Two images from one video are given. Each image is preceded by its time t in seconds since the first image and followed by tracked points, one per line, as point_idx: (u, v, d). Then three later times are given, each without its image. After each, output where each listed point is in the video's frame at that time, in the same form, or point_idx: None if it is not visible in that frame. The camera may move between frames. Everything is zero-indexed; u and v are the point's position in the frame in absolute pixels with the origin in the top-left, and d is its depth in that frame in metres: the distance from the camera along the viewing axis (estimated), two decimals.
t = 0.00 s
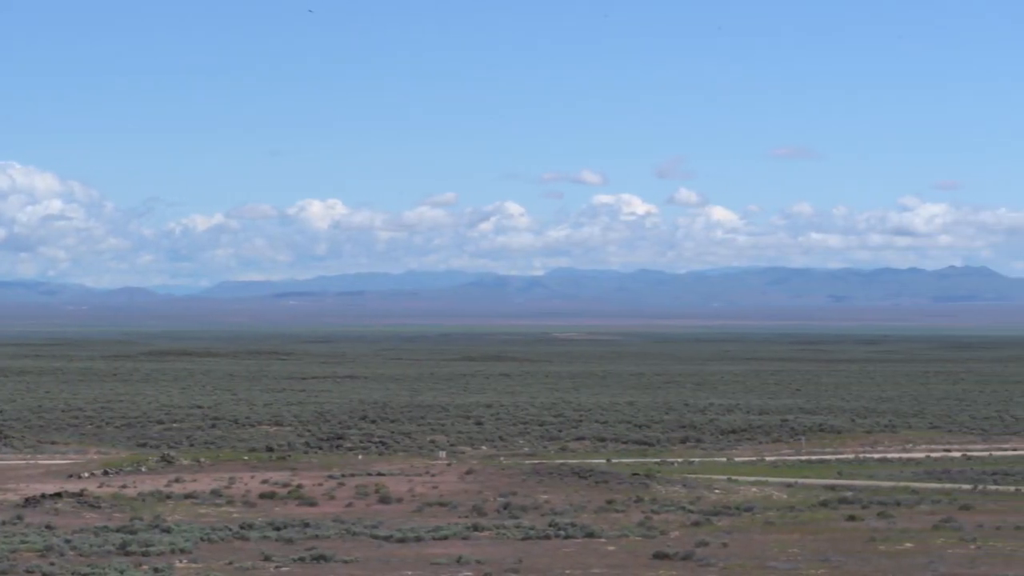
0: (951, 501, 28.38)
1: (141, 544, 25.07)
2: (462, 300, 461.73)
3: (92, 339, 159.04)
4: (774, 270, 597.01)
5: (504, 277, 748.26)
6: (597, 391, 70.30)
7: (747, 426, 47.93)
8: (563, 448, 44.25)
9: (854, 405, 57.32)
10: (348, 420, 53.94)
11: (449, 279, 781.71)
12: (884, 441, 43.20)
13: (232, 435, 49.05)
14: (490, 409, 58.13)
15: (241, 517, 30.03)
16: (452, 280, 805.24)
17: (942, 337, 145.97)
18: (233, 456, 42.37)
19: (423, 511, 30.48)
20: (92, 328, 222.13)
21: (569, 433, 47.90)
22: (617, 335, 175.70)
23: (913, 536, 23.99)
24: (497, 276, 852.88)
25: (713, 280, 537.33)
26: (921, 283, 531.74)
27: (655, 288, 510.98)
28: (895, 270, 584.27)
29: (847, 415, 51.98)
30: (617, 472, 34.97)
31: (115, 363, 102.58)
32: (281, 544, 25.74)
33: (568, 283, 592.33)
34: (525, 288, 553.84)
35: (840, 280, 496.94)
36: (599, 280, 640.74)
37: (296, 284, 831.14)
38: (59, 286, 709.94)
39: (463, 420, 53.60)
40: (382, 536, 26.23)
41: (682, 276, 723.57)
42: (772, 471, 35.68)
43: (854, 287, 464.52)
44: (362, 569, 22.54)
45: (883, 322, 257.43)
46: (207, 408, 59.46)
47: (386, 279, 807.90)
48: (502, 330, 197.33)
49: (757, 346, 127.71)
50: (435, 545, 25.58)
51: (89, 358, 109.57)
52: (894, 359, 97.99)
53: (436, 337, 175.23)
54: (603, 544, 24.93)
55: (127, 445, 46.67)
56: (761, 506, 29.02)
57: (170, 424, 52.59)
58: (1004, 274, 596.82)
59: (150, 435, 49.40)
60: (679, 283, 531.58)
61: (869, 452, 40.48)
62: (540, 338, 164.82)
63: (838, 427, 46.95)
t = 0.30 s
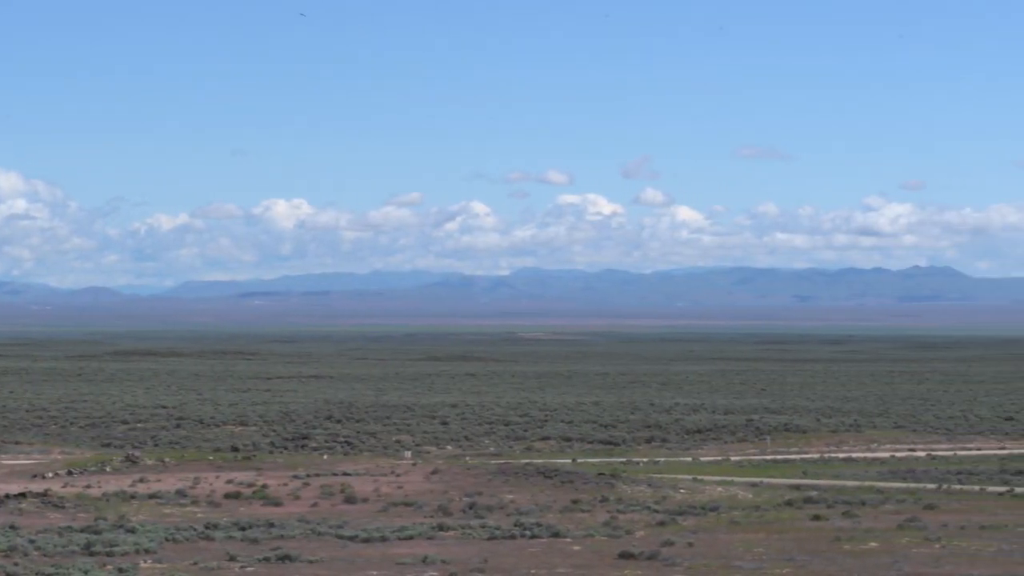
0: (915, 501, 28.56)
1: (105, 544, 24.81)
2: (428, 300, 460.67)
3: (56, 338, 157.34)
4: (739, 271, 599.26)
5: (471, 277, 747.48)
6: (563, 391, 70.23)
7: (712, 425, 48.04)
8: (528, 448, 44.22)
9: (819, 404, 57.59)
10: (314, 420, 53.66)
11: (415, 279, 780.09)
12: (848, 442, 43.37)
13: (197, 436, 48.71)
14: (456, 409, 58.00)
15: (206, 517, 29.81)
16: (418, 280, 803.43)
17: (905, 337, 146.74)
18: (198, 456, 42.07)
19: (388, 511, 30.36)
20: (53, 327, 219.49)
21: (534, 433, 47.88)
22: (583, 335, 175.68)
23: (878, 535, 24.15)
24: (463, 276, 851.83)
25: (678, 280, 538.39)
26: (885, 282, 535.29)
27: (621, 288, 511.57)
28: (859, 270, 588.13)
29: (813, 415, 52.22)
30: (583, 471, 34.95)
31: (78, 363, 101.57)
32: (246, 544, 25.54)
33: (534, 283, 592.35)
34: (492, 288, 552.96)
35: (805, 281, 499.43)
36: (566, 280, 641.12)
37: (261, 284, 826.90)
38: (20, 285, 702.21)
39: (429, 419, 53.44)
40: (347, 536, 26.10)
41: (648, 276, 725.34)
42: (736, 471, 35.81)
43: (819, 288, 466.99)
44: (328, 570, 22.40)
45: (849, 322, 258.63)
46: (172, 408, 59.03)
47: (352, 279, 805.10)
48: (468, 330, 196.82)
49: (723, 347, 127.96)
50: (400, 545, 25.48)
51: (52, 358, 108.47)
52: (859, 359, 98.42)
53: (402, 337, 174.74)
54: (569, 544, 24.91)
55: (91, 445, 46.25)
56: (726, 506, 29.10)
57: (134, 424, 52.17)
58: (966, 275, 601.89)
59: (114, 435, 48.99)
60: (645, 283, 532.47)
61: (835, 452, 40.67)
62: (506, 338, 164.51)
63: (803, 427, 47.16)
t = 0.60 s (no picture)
0: (881, 499, 28.78)
1: (69, 544, 24.54)
2: (395, 300, 458.70)
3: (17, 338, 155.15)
4: (705, 271, 600.73)
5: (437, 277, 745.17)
6: (531, 391, 69.95)
7: (679, 425, 48.07)
8: (494, 448, 44.12)
9: (785, 404, 57.74)
10: (279, 420, 53.26)
11: (381, 278, 776.33)
12: (814, 442, 43.53)
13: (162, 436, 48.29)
14: (423, 409, 57.77)
15: (172, 517, 29.56)
16: (384, 279, 800.15)
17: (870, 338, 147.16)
18: (164, 456, 41.72)
19: (354, 511, 30.20)
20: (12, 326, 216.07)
21: (501, 433, 47.77)
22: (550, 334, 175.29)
23: (844, 534, 24.27)
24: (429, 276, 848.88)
25: (645, 279, 538.96)
26: (849, 282, 537.84)
27: (588, 288, 511.00)
28: (824, 270, 590.86)
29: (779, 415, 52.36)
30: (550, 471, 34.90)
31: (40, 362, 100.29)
32: (211, 544, 25.34)
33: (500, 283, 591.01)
34: (457, 288, 548.71)
35: (770, 280, 501.13)
36: (532, 279, 640.03)
37: (226, 284, 820.93)
38: None
39: (396, 419, 53.16)
40: (313, 536, 25.94)
41: (614, 276, 725.56)
42: (702, 471, 35.88)
43: (784, 287, 468.85)
44: (293, 570, 22.25)
45: (815, 321, 258.95)
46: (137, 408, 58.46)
47: (317, 278, 800.38)
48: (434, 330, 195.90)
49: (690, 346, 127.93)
50: (367, 545, 25.36)
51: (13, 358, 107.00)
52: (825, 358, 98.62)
53: (369, 337, 173.70)
54: (535, 543, 24.86)
55: (55, 445, 45.77)
56: (693, 505, 29.16)
57: (99, 424, 51.66)
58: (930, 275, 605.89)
59: (78, 435, 48.49)
60: (611, 283, 532.56)
61: (801, 452, 40.79)
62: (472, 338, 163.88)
63: (769, 426, 47.28)
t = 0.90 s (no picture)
0: (847, 499, 28.91)
1: (34, 544, 24.28)
2: (362, 300, 456.59)
3: None
4: (672, 271, 602.01)
5: (405, 276, 742.56)
6: (499, 391, 69.70)
7: (646, 425, 48.17)
8: (462, 448, 44.07)
9: (752, 404, 57.96)
10: (246, 420, 52.88)
11: (348, 278, 772.47)
12: (781, 441, 43.66)
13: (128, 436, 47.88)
14: (390, 409, 57.56)
15: (139, 517, 29.33)
16: (351, 279, 796.43)
17: (836, 338, 147.58)
18: (130, 456, 41.37)
19: (321, 511, 30.07)
20: None
21: (469, 432, 47.73)
22: (517, 334, 174.89)
23: (811, 533, 24.42)
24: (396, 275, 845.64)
25: (612, 279, 539.23)
26: (815, 281, 540.34)
27: (555, 288, 510.45)
28: (790, 270, 593.61)
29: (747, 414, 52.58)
30: (517, 471, 34.82)
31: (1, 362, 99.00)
32: (178, 544, 25.14)
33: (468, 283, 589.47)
34: (424, 288, 546.33)
35: (737, 281, 502.45)
36: (500, 279, 638.80)
37: (191, 283, 814.74)
38: None
39: (363, 419, 52.93)
40: (280, 535, 25.80)
41: (581, 276, 725.79)
42: (670, 470, 36.02)
43: (750, 287, 470.81)
44: (260, 570, 22.10)
45: (782, 322, 259.35)
46: (103, 408, 57.92)
47: (284, 278, 795.74)
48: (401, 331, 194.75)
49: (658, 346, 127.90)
50: (334, 544, 25.25)
51: None
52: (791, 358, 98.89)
53: (335, 337, 172.55)
54: (502, 543, 24.84)
55: (19, 445, 45.30)
56: (660, 505, 29.21)
57: (64, 424, 51.16)
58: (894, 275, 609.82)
59: (43, 435, 48.02)
60: (579, 283, 532.38)
61: (768, 451, 40.97)
62: (440, 338, 163.16)
63: (736, 426, 47.49)
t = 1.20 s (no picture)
0: (816, 499, 29.08)
1: None
2: (330, 300, 454.01)
3: None
4: (641, 270, 602.68)
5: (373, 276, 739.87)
6: (468, 391, 69.43)
7: (614, 425, 48.18)
8: (430, 447, 43.96)
9: (720, 403, 58.03)
10: (213, 420, 52.46)
11: (316, 278, 768.73)
12: (749, 441, 43.73)
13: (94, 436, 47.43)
14: (358, 408, 57.30)
15: (106, 517, 29.09)
16: (319, 278, 792.24)
17: (804, 338, 147.75)
18: (96, 456, 41.01)
19: (289, 511, 29.91)
20: None
21: (437, 432, 47.60)
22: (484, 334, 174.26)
23: (779, 533, 24.49)
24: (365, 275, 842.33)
25: (581, 279, 538.88)
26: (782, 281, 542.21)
27: (524, 288, 509.67)
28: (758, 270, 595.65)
29: (715, 414, 52.71)
30: (486, 471, 34.72)
31: None
32: (145, 544, 24.94)
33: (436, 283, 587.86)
34: (393, 288, 542.60)
35: (705, 281, 503.33)
36: (469, 279, 637.57)
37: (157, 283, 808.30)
38: None
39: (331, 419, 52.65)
40: (247, 536, 25.63)
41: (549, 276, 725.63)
42: (638, 469, 36.09)
43: (718, 286, 471.81)
44: (228, 570, 21.96)
45: (749, 321, 259.35)
46: (69, 408, 57.35)
47: (251, 278, 791.23)
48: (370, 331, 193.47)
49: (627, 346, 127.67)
50: (302, 544, 25.11)
51: None
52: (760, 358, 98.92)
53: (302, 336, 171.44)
54: (470, 543, 24.77)
55: None
56: (628, 505, 29.26)
57: (29, 424, 50.63)
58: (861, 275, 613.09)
59: (8, 435, 47.52)
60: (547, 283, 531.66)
61: (737, 451, 41.07)
62: (408, 338, 162.24)
63: (704, 425, 47.61)
